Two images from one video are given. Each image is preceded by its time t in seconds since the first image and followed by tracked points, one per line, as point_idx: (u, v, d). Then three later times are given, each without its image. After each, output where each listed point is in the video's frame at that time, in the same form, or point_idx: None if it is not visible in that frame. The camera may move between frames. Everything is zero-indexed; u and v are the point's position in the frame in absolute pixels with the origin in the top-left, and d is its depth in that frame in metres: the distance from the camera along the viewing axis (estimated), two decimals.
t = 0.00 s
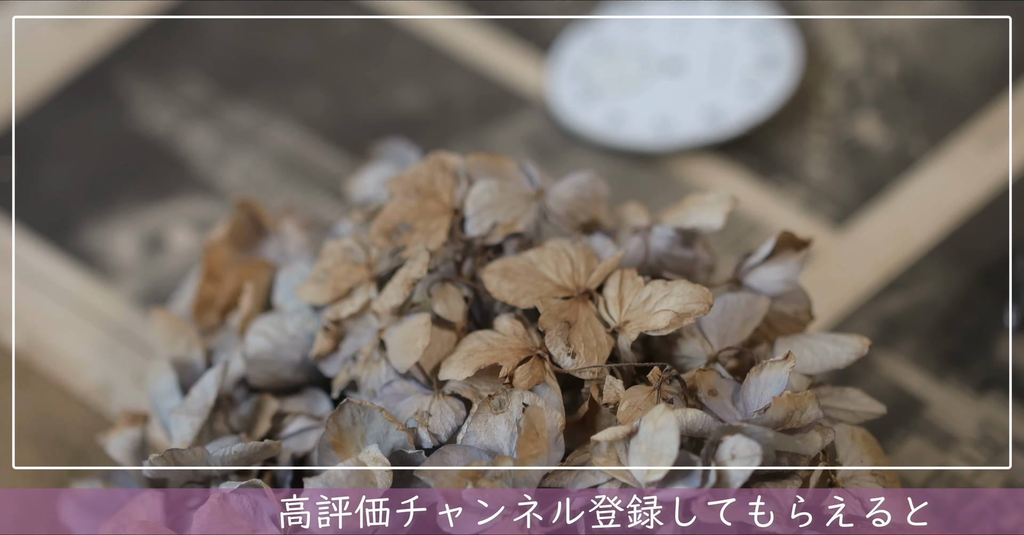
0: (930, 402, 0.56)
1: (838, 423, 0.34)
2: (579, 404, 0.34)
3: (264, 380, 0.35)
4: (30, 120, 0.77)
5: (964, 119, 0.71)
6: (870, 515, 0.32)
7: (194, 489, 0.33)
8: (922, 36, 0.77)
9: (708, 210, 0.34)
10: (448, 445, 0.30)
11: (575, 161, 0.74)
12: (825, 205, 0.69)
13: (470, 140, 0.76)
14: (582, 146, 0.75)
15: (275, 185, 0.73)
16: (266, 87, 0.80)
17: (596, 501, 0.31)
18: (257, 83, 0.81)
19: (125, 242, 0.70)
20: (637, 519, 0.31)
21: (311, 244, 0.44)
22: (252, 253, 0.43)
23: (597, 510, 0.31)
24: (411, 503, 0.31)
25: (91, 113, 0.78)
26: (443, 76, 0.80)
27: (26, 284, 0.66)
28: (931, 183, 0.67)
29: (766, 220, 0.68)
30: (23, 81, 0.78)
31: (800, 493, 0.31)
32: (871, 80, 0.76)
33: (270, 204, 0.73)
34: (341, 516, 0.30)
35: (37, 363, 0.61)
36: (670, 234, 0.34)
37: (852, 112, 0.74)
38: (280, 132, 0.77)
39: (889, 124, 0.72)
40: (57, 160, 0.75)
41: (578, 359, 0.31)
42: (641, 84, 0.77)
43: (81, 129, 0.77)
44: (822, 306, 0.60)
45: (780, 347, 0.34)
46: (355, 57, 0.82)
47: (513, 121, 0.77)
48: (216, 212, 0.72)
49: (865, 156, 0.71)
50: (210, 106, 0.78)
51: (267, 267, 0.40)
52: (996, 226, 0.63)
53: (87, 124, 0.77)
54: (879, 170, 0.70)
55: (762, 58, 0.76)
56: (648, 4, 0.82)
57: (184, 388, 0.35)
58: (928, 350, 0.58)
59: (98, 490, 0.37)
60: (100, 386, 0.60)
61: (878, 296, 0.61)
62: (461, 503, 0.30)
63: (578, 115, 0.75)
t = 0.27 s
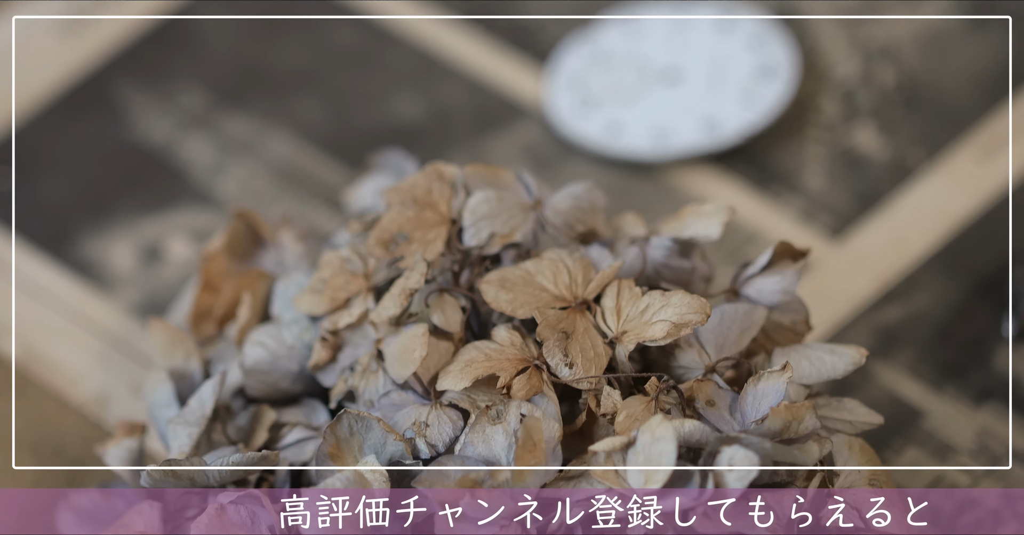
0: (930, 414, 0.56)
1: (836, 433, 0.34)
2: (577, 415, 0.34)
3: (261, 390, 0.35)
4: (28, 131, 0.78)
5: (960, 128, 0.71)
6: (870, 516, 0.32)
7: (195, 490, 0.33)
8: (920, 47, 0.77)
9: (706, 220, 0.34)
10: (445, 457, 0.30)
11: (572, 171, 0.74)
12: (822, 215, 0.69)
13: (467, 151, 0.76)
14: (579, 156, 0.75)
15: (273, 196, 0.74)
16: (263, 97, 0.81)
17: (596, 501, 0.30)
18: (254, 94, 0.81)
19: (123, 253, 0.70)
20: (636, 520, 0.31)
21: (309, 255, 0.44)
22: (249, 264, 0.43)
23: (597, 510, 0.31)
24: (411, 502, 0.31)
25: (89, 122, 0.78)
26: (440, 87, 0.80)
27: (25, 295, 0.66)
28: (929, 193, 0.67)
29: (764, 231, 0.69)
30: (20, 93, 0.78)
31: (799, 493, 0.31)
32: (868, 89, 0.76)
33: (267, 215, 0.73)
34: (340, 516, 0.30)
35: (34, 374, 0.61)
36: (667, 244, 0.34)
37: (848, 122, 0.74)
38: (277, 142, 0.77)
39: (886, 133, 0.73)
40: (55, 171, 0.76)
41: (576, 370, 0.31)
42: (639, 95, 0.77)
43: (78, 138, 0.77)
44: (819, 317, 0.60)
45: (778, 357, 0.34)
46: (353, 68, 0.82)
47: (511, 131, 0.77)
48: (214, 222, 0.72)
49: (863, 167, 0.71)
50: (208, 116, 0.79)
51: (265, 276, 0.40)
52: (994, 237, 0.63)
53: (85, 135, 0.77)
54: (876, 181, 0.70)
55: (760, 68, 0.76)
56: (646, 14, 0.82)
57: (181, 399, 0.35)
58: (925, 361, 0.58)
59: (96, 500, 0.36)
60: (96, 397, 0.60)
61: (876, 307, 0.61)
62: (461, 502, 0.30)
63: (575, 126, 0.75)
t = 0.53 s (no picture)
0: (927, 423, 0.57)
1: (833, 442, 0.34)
2: (574, 425, 0.33)
3: (259, 400, 0.35)
4: (25, 141, 0.78)
5: (956, 138, 0.71)
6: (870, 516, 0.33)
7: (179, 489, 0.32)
8: (917, 57, 0.77)
9: (703, 230, 0.35)
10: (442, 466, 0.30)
11: (569, 181, 0.75)
12: (819, 226, 0.69)
13: (464, 161, 0.76)
14: (576, 167, 0.75)
15: (270, 205, 0.74)
16: (260, 107, 0.81)
17: (596, 501, 0.30)
18: (252, 103, 0.81)
19: (120, 262, 0.70)
20: (636, 520, 0.31)
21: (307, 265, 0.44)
22: (246, 274, 0.43)
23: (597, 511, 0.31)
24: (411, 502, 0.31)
25: (87, 131, 0.79)
26: (436, 97, 0.80)
27: (23, 305, 0.67)
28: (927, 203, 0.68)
29: (761, 241, 0.69)
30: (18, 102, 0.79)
31: (799, 492, 0.31)
32: (865, 99, 0.76)
33: (265, 225, 0.73)
34: (340, 516, 0.30)
35: (32, 384, 0.61)
36: (665, 254, 0.34)
37: (846, 133, 0.74)
38: (274, 151, 0.78)
39: (882, 144, 0.73)
40: (52, 180, 0.76)
41: (573, 380, 0.31)
42: (636, 105, 0.77)
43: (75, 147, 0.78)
44: (816, 329, 0.61)
45: (775, 367, 0.34)
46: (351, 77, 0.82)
47: (508, 141, 0.77)
48: (211, 232, 0.72)
49: (859, 177, 0.71)
50: (205, 126, 0.79)
51: (262, 286, 0.39)
52: (992, 249, 0.63)
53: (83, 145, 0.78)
54: (873, 191, 0.70)
55: (757, 79, 0.76)
56: (643, 23, 0.82)
57: (179, 408, 0.35)
58: (922, 371, 0.58)
59: (93, 510, 0.36)
60: (94, 407, 0.60)
61: (873, 318, 0.61)
62: (461, 502, 0.29)
63: (572, 135, 0.76)
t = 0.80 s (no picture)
0: (924, 432, 0.56)
1: (830, 452, 0.34)
2: (571, 434, 0.33)
3: (256, 409, 0.35)
4: (23, 149, 0.79)
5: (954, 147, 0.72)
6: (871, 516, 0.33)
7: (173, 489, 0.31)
8: (914, 67, 0.78)
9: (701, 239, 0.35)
10: (440, 475, 0.30)
11: (568, 190, 0.75)
12: (816, 235, 0.69)
13: (462, 170, 0.77)
14: (575, 175, 0.75)
15: (268, 214, 0.74)
16: (258, 117, 0.82)
17: (595, 502, 0.30)
18: (250, 114, 0.82)
19: (118, 271, 0.71)
20: (636, 520, 0.30)
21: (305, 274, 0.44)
22: (243, 283, 0.43)
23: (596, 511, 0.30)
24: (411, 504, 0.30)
25: (84, 138, 0.79)
26: (434, 106, 0.81)
27: (20, 314, 0.67)
28: (923, 213, 0.68)
29: (759, 249, 0.69)
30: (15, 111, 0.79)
31: (800, 493, 0.31)
32: (862, 108, 0.77)
33: (262, 233, 0.74)
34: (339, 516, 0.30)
35: (27, 391, 0.61)
36: (662, 263, 0.34)
37: (843, 142, 0.75)
38: (272, 160, 0.78)
39: (880, 153, 0.73)
40: (50, 188, 0.77)
41: (571, 389, 0.31)
42: (633, 115, 0.78)
43: (73, 155, 0.78)
44: (815, 337, 0.61)
45: (773, 376, 0.34)
46: (351, 86, 0.83)
47: (506, 150, 0.77)
48: (208, 240, 0.73)
49: (857, 186, 0.72)
50: (203, 135, 0.80)
51: (260, 294, 0.39)
52: (989, 257, 0.64)
53: (81, 152, 0.78)
54: (871, 199, 0.70)
55: (754, 88, 0.77)
56: (641, 33, 0.83)
57: (176, 417, 0.35)
58: (920, 380, 0.58)
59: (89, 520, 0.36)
60: (91, 416, 0.60)
61: (870, 326, 0.61)
62: (461, 503, 0.30)
63: (570, 145, 0.76)
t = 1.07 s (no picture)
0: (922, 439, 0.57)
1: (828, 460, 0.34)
2: (570, 441, 0.33)
3: (255, 417, 0.35)
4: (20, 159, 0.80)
5: (952, 156, 0.72)
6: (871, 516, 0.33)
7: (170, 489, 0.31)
8: (912, 74, 0.78)
9: (699, 248, 0.35)
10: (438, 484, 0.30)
11: (565, 199, 0.76)
12: (814, 243, 0.70)
13: (459, 179, 0.78)
14: (571, 184, 0.77)
15: (266, 223, 0.76)
16: (256, 125, 0.83)
17: (596, 502, 0.30)
18: (248, 122, 0.83)
19: (115, 279, 0.72)
20: (636, 520, 0.30)
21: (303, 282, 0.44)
22: (242, 291, 0.43)
23: (597, 512, 0.30)
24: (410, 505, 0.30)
25: (81, 147, 0.81)
26: (431, 114, 0.82)
27: (19, 323, 0.69)
28: (922, 220, 0.69)
29: (756, 257, 0.70)
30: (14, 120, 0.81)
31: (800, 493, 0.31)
32: (860, 116, 0.77)
33: (260, 242, 0.75)
34: (338, 515, 0.30)
35: (27, 400, 0.62)
36: (660, 271, 0.34)
37: (841, 150, 0.75)
38: (270, 168, 0.79)
39: (878, 162, 0.74)
40: (48, 198, 0.78)
41: (569, 397, 0.31)
42: (631, 123, 0.79)
43: (69, 163, 0.80)
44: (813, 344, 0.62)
45: (771, 384, 0.34)
46: (350, 95, 0.84)
47: (504, 159, 0.78)
48: (206, 249, 0.74)
49: (854, 196, 0.72)
50: (201, 143, 0.81)
51: (259, 302, 0.39)
52: (987, 265, 0.64)
53: (78, 162, 0.80)
54: (870, 209, 0.71)
55: (753, 96, 0.77)
56: (638, 42, 0.83)
57: (174, 426, 0.35)
58: (918, 389, 0.59)
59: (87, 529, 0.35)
60: (89, 424, 0.61)
61: (868, 333, 0.62)
62: (461, 503, 0.30)
63: (568, 153, 0.77)
